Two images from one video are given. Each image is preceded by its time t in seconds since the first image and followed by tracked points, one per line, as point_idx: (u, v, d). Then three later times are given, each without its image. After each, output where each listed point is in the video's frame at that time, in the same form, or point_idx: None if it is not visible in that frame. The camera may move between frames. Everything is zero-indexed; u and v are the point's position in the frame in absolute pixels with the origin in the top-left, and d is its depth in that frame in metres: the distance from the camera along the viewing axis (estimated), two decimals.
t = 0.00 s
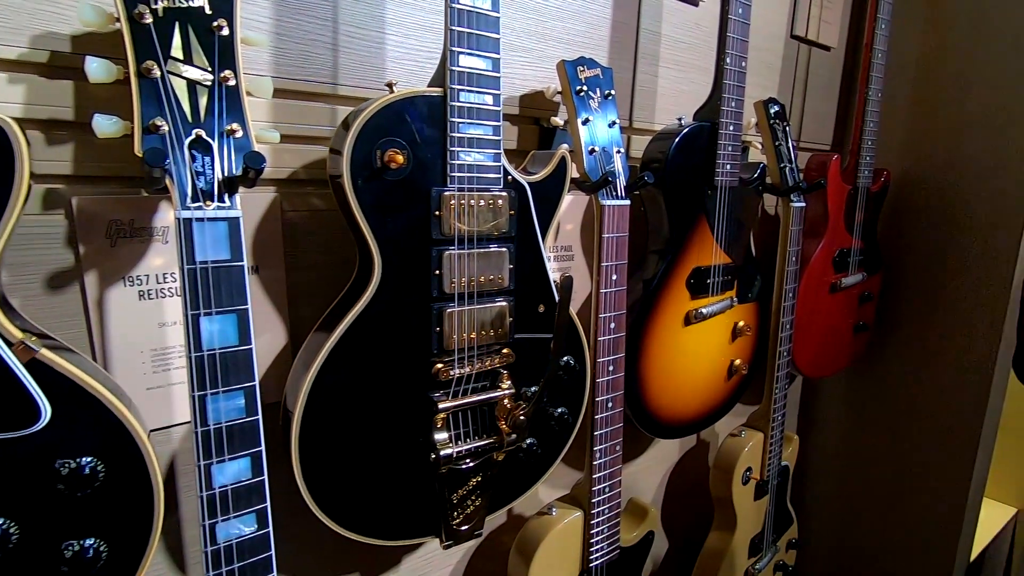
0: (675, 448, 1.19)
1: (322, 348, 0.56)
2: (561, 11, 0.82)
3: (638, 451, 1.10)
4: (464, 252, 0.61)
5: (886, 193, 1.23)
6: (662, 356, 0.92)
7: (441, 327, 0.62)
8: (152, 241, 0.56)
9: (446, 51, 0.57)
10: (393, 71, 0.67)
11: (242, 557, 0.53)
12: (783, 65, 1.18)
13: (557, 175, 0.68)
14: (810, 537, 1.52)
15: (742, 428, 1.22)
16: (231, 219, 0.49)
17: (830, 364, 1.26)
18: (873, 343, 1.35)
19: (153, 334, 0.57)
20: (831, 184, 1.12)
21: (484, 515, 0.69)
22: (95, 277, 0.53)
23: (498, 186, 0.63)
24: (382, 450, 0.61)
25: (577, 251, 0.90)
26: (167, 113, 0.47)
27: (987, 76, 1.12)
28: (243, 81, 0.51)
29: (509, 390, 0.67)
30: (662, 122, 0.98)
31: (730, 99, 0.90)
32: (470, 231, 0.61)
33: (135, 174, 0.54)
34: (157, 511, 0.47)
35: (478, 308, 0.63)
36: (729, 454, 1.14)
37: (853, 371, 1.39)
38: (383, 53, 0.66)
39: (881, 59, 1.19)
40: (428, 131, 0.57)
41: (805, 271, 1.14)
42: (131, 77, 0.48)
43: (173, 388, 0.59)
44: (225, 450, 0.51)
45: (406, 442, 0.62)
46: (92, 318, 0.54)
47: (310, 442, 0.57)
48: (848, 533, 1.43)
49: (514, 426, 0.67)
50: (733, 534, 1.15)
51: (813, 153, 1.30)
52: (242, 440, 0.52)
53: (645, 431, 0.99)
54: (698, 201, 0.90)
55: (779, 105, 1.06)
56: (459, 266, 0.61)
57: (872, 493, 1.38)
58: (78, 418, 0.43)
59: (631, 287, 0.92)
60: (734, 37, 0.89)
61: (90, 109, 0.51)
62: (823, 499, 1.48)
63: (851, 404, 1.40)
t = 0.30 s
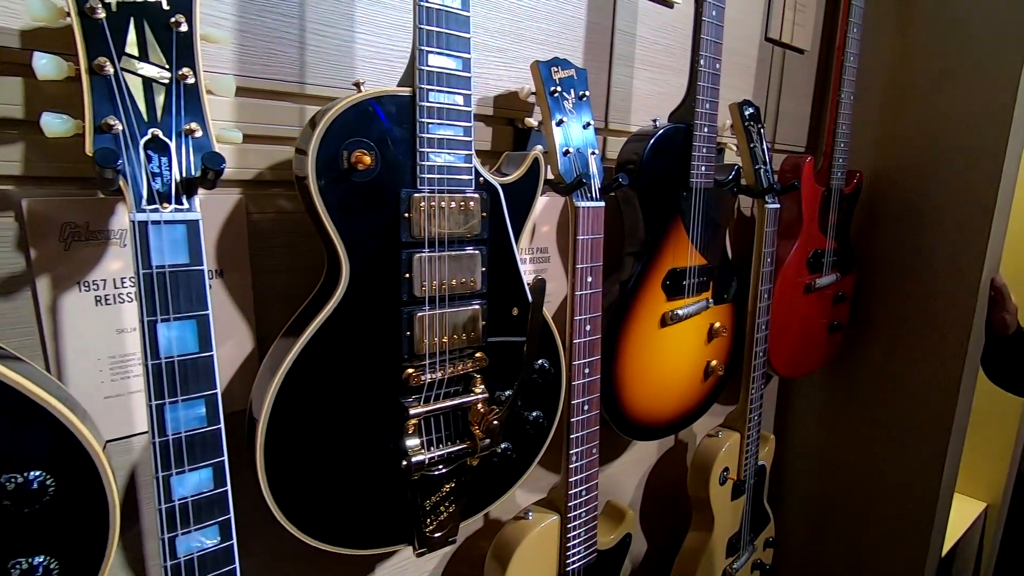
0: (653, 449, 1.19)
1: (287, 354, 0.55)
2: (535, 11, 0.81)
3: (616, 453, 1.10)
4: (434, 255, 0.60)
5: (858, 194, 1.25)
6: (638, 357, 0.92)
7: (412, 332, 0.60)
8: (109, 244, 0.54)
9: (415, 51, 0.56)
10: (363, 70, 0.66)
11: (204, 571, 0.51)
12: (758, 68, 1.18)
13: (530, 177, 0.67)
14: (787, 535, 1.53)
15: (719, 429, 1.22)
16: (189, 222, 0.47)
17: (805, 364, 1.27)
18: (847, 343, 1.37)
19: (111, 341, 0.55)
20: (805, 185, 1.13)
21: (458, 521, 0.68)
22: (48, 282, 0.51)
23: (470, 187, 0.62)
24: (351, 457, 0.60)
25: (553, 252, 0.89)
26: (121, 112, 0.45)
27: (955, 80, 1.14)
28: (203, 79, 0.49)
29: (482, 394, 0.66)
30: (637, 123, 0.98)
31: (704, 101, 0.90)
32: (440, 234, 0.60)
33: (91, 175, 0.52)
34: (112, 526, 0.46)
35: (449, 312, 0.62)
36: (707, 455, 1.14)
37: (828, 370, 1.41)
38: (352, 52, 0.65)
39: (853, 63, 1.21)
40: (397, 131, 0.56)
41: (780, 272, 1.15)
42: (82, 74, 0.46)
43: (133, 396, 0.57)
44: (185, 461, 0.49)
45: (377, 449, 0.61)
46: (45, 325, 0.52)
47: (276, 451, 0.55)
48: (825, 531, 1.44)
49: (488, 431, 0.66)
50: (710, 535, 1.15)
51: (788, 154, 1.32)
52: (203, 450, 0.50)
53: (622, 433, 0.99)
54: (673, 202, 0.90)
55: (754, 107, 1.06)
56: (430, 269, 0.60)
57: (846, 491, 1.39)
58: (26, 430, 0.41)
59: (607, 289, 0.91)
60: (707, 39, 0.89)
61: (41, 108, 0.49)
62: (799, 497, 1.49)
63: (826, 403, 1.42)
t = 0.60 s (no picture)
0: (629, 450, 1.19)
1: (249, 360, 0.53)
2: (507, 11, 0.81)
3: (593, 454, 1.10)
4: (402, 258, 0.59)
5: (830, 196, 1.27)
6: (613, 359, 0.92)
7: (380, 335, 0.59)
8: (61, 247, 0.52)
9: (380, 49, 0.55)
10: (330, 69, 0.65)
11: None
12: (731, 70, 1.19)
13: (500, 178, 0.66)
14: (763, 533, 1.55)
15: (695, 429, 1.22)
16: (143, 225, 0.46)
17: (779, 363, 1.29)
18: (820, 342, 1.38)
19: (64, 348, 0.53)
20: (777, 187, 1.14)
21: (430, 527, 0.67)
22: None
23: (438, 188, 0.61)
24: (318, 465, 0.58)
25: (528, 254, 0.89)
26: (70, 110, 0.43)
27: (922, 83, 1.16)
28: (158, 76, 0.48)
29: (453, 398, 0.65)
30: (611, 124, 0.98)
31: (676, 102, 0.91)
32: (408, 236, 0.59)
33: (41, 175, 0.50)
34: (61, 541, 0.44)
35: (418, 315, 0.61)
36: (683, 455, 1.14)
37: (802, 370, 1.42)
38: (319, 50, 0.63)
39: (824, 66, 1.22)
40: (362, 132, 0.55)
41: (754, 272, 1.16)
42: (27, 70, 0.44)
43: (88, 405, 0.55)
44: (141, 471, 0.47)
45: (345, 455, 0.60)
46: None
47: (238, 459, 0.54)
48: (800, 528, 1.46)
49: (459, 436, 0.65)
50: (687, 535, 1.16)
51: (761, 156, 1.33)
52: (159, 461, 0.48)
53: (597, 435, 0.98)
54: (646, 204, 0.90)
55: (727, 108, 1.07)
56: (398, 272, 0.59)
57: (820, 488, 1.41)
58: None
59: (582, 290, 0.91)
60: (680, 41, 0.89)
61: None
62: (775, 496, 1.51)
63: (801, 402, 1.44)
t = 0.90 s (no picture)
0: (607, 451, 1.19)
1: (211, 366, 0.52)
2: (480, 10, 0.80)
3: (570, 455, 1.10)
4: (369, 260, 0.58)
5: (803, 196, 1.28)
6: (588, 360, 0.91)
7: (347, 339, 0.58)
8: (12, 250, 0.50)
9: (346, 47, 0.54)
10: (298, 67, 0.63)
11: None
12: (706, 72, 1.20)
13: (471, 179, 0.66)
14: (741, 530, 1.56)
15: (671, 428, 1.23)
16: (97, 226, 0.44)
17: (754, 362, 1.30)
18: (795, 341, 1.40)
19: (17, 354, 0.51)
20: (751, 188, 1.15)
21: (402, 532, 0.66)
22: None
23: (407, 189, 0.60)
24: (284, 472, 0.57)
25: (502, 255, 0.88)
26: (17, 107, 0.41)
27: (891, 85, 1.18)
28: (113, 73, 0.46)
29: (425, 402, 0.65)
30: (586, 124, 0.98)
31: (650, 103, 0.91)
32: (376, 237, 0.58)
33: None
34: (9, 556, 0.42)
35: (387, 318, 0.61)
36: (659, 454, 1.15)
37: (778, 368, 1.44)
38: (286, 47, 0.62)
39: (796, 68, 1.24)
40: (327, 131, 0.54)
41: (729, 272, 1.16)
42: None
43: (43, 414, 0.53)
44: (95, 481, 0.46)
45: (313, 461, 0.58)
46: None
47: (199, 468, 0.52)
48: (776, 525, 1.48)
49: (430, 440, 0.64)
50: (664, 534, 1.16)
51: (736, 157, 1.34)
52: (115, 470, 0.47)
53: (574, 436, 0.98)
54: (620, 204, 0.90)
55: (702, 110, 1.08)
56: (365, 274, 0.58)
57: (795, 485, 1.43)
58: None
59: (557, 292, 0.91)
60: (653, 41, 0.89)
61: None
62: (752, 493, 1.52)
63: (776, 401, 1.45)
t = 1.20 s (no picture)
0: (586, 451, 1.19)
1: (174, 371, 0.50)
2: (454, 9, 0.79)
3: (548, 456, 1.09)
4: (338, 261, 0.57)
5: (778, 197, 1.30)
6: (565, 360, 0.91)
7: (316, 342, 0.57)
8: None
9: (312, 45, 0.53)
10: (265, 65, 0.62)
11: None
12: (682, 73, 1.21)
13: (443, 179, 0.65)
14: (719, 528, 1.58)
15: (649, 428, 1.23)
16: (50, 228, 0.43)
17: (731, 361, 1.31)
18: (771, 340, 1.42)
19: None
20: (726, 188, 1.16)
21: (375, 537, 0.65)
22: None
23: (377, 189, 0.59)
24: (252, 478, 0.56)
25: (478, 256, 0.87)
26: None
27: (863, 86, 1.19)
28: (68, 70, 0.44)
29: (397, 404, 0.64)
30: (562, 125, 0.98)
31: (624, 104, 0.91)
32: (345, 239, 0.57)
33: None
34: None
35: (358, 320, 0.60)
36: (637, 454, 1.15)
37: (754, 367, 1.45)
38: (253, 44, 0.61)
39: (770, 70, 1.25)
40: (294, 130, 0.53)
41: (706, 272, 1.17)
42: None
43: None
44: (51, 491, 0.44)
45: (282, 467, 0.57)
46: None
47: (162, 476, 0.51)
48: (754, 522, 1.49)
49: (402, 443, 0.64)
50: (642, 534, 1.16)
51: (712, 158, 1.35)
52: (72, 480, 0.45)
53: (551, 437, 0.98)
54: (596, 205, 0.90)
55: (677, 110, 1.08)
56: (334, 276, 0.57)
57: (772, 482, 1.44)
58: None
59: (533, 293, 0.90)
60: (627, 42, 0.90)
61: None
62: (730, 491, 1.54)
63: (753, 399, 1.47)
